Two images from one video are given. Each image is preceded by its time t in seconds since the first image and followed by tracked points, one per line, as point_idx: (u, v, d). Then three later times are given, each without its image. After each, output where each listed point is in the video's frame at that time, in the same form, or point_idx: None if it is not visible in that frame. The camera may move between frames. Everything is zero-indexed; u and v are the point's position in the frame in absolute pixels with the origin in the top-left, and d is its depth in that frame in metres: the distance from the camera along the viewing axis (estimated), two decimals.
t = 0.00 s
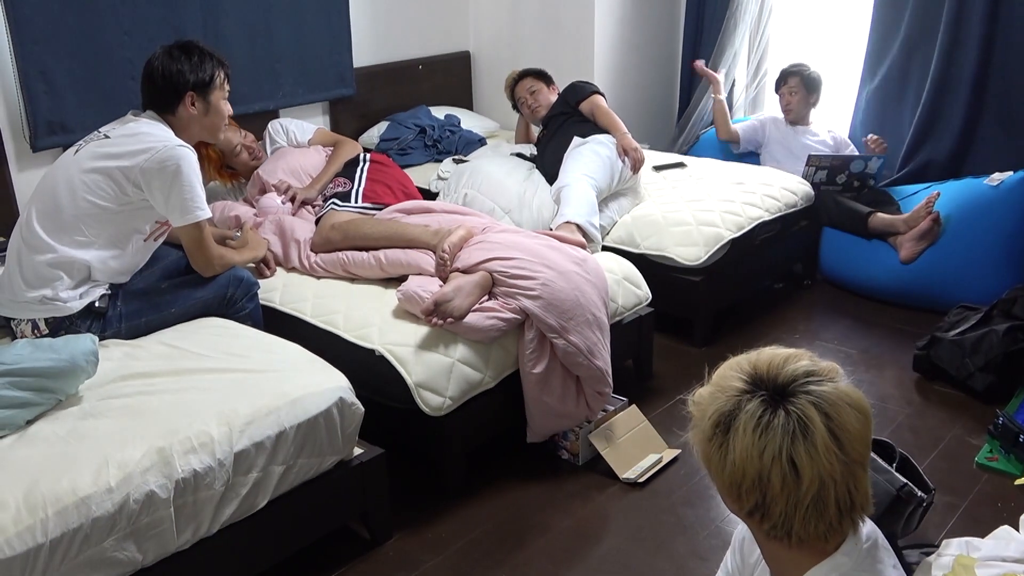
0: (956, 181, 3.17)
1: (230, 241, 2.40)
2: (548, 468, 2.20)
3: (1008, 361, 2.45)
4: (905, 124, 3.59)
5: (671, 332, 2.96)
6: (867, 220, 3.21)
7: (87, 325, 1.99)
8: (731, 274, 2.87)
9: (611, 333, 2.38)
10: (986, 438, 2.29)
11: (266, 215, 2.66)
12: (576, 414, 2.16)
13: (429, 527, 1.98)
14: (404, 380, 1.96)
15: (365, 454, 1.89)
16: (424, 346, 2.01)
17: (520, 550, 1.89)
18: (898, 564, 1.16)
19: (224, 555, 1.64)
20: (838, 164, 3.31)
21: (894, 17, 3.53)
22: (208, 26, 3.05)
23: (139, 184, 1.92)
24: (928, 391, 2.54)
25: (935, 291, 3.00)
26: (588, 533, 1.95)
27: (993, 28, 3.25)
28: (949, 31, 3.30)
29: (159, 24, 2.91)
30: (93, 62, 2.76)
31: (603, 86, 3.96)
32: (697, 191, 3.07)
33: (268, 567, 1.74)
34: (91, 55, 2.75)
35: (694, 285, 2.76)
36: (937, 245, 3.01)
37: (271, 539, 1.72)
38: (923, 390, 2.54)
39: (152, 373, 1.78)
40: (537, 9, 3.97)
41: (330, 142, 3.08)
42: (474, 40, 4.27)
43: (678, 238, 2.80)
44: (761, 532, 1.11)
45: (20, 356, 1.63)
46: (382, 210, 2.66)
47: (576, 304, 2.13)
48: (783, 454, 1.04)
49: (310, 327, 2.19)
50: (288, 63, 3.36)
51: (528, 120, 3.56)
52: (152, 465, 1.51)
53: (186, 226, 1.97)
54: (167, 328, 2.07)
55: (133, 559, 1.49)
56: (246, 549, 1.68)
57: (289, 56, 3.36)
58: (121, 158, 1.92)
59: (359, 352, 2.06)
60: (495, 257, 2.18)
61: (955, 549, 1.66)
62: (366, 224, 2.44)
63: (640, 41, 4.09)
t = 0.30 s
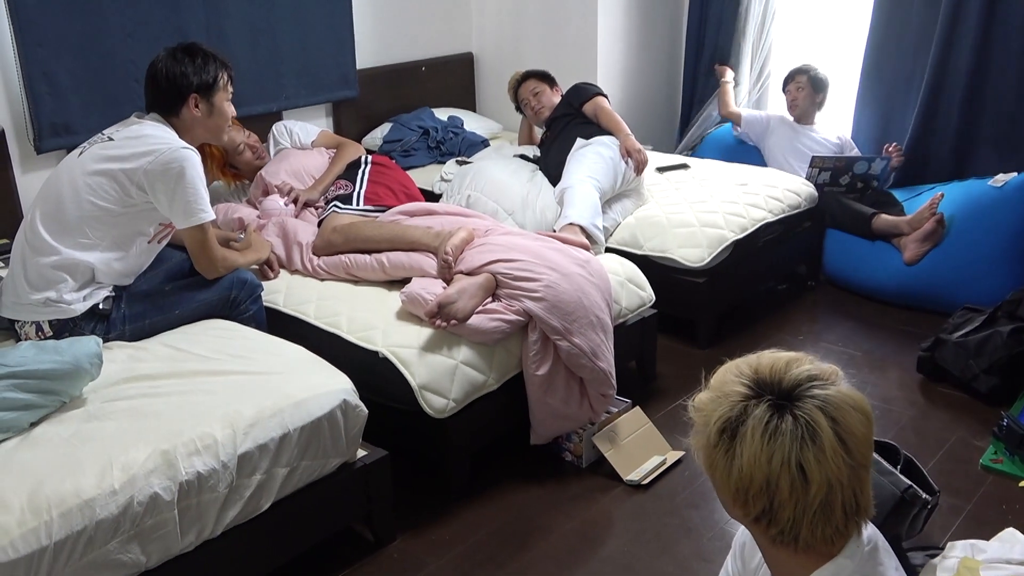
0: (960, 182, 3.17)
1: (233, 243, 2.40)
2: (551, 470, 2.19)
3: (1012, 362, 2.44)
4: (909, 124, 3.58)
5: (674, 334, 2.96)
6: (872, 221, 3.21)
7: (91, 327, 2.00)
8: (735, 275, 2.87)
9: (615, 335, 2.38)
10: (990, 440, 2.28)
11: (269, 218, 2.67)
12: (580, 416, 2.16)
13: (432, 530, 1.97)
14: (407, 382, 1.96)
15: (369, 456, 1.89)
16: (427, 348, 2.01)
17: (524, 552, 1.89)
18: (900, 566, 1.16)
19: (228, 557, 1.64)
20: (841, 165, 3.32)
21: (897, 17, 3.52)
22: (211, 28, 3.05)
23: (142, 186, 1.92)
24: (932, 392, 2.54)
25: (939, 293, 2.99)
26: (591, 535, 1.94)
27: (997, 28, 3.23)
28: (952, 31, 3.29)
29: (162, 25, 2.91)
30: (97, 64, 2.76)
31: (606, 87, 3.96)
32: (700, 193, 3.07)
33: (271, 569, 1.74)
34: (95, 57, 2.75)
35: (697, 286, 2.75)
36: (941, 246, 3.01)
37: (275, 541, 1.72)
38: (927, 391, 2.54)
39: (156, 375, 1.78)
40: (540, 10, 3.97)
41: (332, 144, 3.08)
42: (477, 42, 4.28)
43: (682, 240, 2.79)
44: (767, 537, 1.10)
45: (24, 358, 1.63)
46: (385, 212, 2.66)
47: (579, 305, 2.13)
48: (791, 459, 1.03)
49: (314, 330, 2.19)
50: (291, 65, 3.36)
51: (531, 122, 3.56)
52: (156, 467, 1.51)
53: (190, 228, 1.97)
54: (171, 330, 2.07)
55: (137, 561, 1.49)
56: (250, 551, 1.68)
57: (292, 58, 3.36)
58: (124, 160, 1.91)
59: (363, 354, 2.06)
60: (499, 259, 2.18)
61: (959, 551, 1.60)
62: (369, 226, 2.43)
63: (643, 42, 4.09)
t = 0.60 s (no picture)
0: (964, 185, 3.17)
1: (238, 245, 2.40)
2: (555, 473, 2.19)
3: (1017, 365, 2.44)
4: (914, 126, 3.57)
5: (678, 336, 2.95)
6: (876, 224, 3.20)
7: (95, 329, 2.00)
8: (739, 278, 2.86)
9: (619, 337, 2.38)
10: (995, 443, 2.27)
11: (274, 219, 2.67)
12: (584, 419, 2.15)
13: (436, 532, 1.97)
14: (411, 384, 1.96)
15: (373, 458, 1.89)
16: (432, 350, 2.01)
17: (528, 555, 1.89)
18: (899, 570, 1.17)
19: (232, 559, 1.64)
20: (846, 167, 3.34)
21: (901, 19, 3.52)
22: (216, 30, 3.06)
23: (147, 188, 1.92)
24: (937, 395, 2.53)
25: (944, 296, 2.99)
26: (595, 538, 1.94)
27: (1002, 30, 3.23)
28: (958, 33, 3.29)
29: (167, 27, 2.92)
30: (103, 66, 2.77)
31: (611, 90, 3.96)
32: (705, 195, 3.07)
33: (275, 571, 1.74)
34: (100, 59, 2.76)
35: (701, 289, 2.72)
36: (946, 249, 3.00)
37: (279, 543, 1.72)
38: (932, 394, 2.53)
39: (161, 377, 1.78)
40: (544, 12, 3.98)
41: (338, 146, 3.09)
42: (481, 44, 4.28)
43: (686, 243, 2.80)
44: (773, 546, 1.10)
45: (30, 360, 1.64)
46: (390, 214, 2.67)
47: (584, 308, 2.13)
48: (804, 469, 1.03)
49: (318, 331, 2.19)
50: (296, 67, 3.36)
51: (535, 124, 3.57)
52: (161, 469, 1.51)
53: (194, 230, 1.97)
54: (176, 332, 2.07)
55: (142, 562, 1.49)
56: (253, 553, 1.68)
57: (297, 60, 3.36)
58: (130, 163, 1.92)
59: (367, 356, 2.06)
60: (502, 262, 2.18)
61: (964, 556, 1.58)
62: (374, 228, 2.43)
63: (648, 44, 4.09)
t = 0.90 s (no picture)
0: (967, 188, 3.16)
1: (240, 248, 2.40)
2: (557, 476, 2.19)
3: (1019, 368, 2.44)
4: (917, 128, 3.57)
5: (681, 339, 2.95)
6: (879, 227, 3.20)
7: (98, 331, 2.00)
8: (742, 281, 2.86)
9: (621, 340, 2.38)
10: (998, 446, 2.27)
11: (277, 222, 2.68)
12: (586, 422, 2.15)
13: (438, 535, 1.97)
14: (413, 387, 1.96)
15: (374, 461, 1.89)
16: (433, 353, 2.01)
17: (529, 558, 1.88)
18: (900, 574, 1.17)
19: (233, 562, 1.64)
20: (849, 170, 3.34)
21: (904, 22, 3.52)
22: (219, 33, 3.07)
23: (149, 191, 1.93)
24: (940, 398, 2.53)
25: (947, 299, 2.97)
26: (597, 540, 1.94)
27: (1005, 32, 3.23)
28: (961, 35, 3.29)
29: (171, 30, 2.92)
30: (106, 69, 2.77)
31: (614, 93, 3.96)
32: (707, 198, 3.07)
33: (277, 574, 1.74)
34: (104, 62, 2.76)
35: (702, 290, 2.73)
36: (948, 252, 3.00)
37: (280, 546, 1.72)
38: (935, 397, 2.53)
39: (163, 380, 1.78)
40: (547, 15, 3.98)
41: (341, 150, 3.10)
42: (484, 47, 4.28)
43: (688, 245, 2.80)
44: (774, 553, 1.10)
45: (32, 362, 1.64)
46: (392, 217, 2.67)
47: (585, 310, 2.13)
48: (807, 477, 1.03)
49: (320, 334, 2.19)
50: (299, 70, 3.37)
51: (538, 127, 3.57)
52: (162, 472, 1.51)
53: (196, 232, 1.98)
54: (178, 335, 2.08)
55: (143, 565, 1.49)
56: (255, 556, 1.68)
57: (300, 62, 3.37)
58: (132, 166, 1.92)
59: (369, 359, 2.06)
60: (504, 265, 2.17)
61: (967, 559, 1.58)
62: (376, 231, 2.44)
63: (651, 47, 4.09)
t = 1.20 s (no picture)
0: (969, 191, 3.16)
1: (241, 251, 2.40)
2: (559, 479, 2.19)
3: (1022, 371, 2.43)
4: (918, 130, 3.56)
5: (683, 341, 2.95)
6: (881, 229, 3.19)
7: (99, 334, 2.01)
8: (743, 284, 2.86)
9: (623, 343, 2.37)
10: (1000, 449, 2.26)
11: (278, 225, 2.68)
12: (588, 425, 2.15)
13: (439, 538, 1.97)
14: (414, 390, 1.96)
15: (376, 464, 1.89)
16: (434, 356, 2.00)
17: (531, 561, 1.88)
18: None
19: (234, 565, 1.64)
20: (850, 173, 3.35)
21: (906, 24, 3.51)
22: (220, 36, 3.07)
23: (151, 195, 1.93)
24: (942, 401, 2.52)
25: (949, 301, 2.97)
26: (599, 543, 1.93)
27: (1008, 34, 3.22)
28: (963, 37, 3.28)
29: (173, 33, 2.93)
30: (108, 72, 2.78)
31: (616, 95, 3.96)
32: (709, 201, 3.07)
33: None
34: (105, 65, 2.77)
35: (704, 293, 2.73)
36: (950, 255, 3.00)
37: (281, 550, 1.72)
38: (937, 400, 2.52)
39: (164, 383, 1.78)
40: (549, 18, 3.98)
41: (342, 152, 3.09)
42: (486, 49, 4.29)
43: (690, 248, 2.80)
44: (769, 554, 1.11)
45: (33, 366, 1.64)
46: (393, 220, 2.67)
47: (586, 313, 2.13)
48: (795, 481, 1.03)
49: (322, 337, 2.19)
50: (300, 72, 3.37)
51: (540, 130, 3.57)
52: (163, 475, 1.51)
53: (198, 236, 1.98)
54: (180, 338, 2.08)
55: (144, 568, 1.49)
56: (257, 558, 1.68)
57: (302, 65, 3.37)
58: (133, 169, 1.92)
59: (371, 362, 2.06)
60: (506, 268, 2.17)
61: (969, 562, 1.60)
62: (378, 233, 2.44)
63: (653, 49, 4.09)
